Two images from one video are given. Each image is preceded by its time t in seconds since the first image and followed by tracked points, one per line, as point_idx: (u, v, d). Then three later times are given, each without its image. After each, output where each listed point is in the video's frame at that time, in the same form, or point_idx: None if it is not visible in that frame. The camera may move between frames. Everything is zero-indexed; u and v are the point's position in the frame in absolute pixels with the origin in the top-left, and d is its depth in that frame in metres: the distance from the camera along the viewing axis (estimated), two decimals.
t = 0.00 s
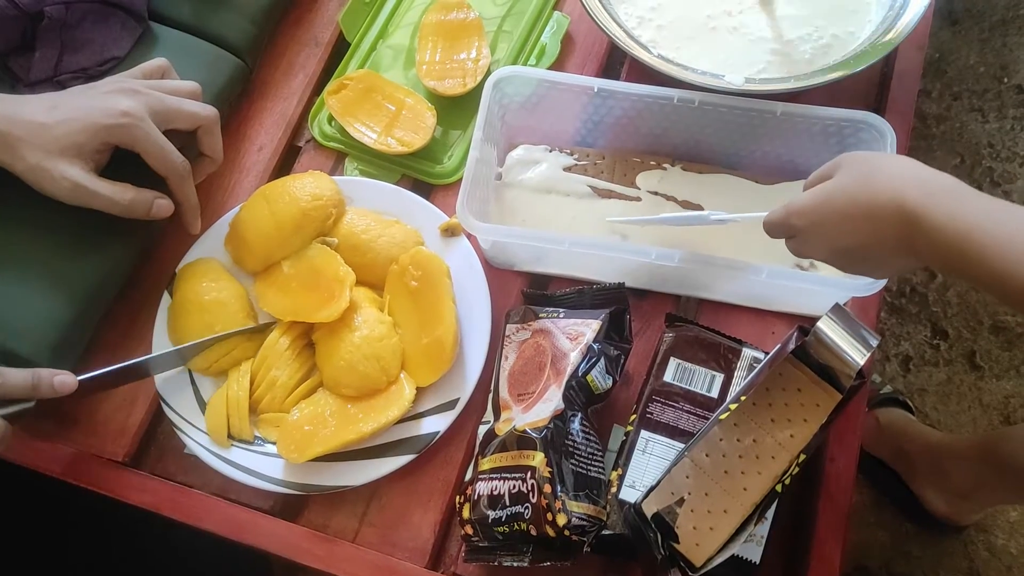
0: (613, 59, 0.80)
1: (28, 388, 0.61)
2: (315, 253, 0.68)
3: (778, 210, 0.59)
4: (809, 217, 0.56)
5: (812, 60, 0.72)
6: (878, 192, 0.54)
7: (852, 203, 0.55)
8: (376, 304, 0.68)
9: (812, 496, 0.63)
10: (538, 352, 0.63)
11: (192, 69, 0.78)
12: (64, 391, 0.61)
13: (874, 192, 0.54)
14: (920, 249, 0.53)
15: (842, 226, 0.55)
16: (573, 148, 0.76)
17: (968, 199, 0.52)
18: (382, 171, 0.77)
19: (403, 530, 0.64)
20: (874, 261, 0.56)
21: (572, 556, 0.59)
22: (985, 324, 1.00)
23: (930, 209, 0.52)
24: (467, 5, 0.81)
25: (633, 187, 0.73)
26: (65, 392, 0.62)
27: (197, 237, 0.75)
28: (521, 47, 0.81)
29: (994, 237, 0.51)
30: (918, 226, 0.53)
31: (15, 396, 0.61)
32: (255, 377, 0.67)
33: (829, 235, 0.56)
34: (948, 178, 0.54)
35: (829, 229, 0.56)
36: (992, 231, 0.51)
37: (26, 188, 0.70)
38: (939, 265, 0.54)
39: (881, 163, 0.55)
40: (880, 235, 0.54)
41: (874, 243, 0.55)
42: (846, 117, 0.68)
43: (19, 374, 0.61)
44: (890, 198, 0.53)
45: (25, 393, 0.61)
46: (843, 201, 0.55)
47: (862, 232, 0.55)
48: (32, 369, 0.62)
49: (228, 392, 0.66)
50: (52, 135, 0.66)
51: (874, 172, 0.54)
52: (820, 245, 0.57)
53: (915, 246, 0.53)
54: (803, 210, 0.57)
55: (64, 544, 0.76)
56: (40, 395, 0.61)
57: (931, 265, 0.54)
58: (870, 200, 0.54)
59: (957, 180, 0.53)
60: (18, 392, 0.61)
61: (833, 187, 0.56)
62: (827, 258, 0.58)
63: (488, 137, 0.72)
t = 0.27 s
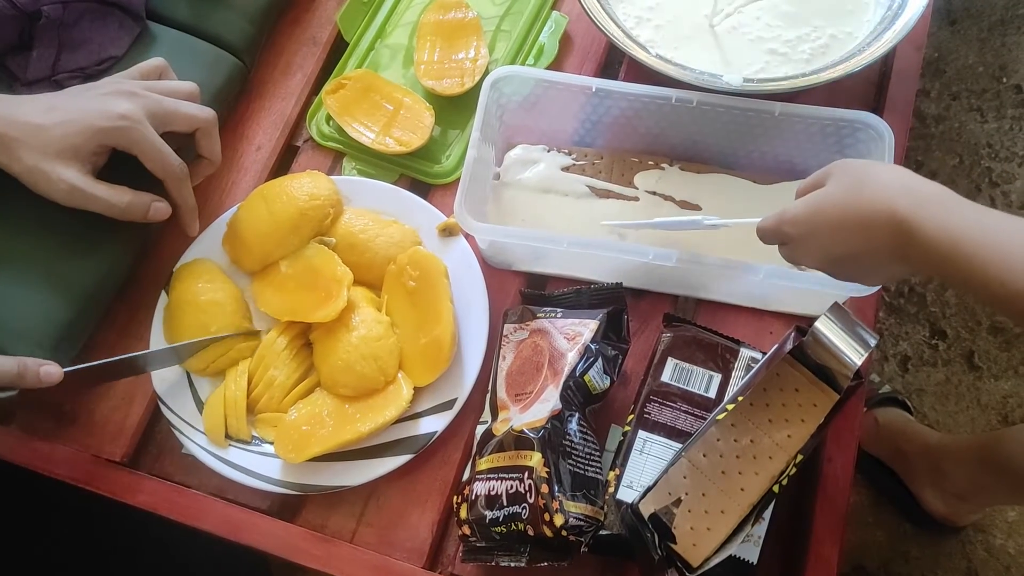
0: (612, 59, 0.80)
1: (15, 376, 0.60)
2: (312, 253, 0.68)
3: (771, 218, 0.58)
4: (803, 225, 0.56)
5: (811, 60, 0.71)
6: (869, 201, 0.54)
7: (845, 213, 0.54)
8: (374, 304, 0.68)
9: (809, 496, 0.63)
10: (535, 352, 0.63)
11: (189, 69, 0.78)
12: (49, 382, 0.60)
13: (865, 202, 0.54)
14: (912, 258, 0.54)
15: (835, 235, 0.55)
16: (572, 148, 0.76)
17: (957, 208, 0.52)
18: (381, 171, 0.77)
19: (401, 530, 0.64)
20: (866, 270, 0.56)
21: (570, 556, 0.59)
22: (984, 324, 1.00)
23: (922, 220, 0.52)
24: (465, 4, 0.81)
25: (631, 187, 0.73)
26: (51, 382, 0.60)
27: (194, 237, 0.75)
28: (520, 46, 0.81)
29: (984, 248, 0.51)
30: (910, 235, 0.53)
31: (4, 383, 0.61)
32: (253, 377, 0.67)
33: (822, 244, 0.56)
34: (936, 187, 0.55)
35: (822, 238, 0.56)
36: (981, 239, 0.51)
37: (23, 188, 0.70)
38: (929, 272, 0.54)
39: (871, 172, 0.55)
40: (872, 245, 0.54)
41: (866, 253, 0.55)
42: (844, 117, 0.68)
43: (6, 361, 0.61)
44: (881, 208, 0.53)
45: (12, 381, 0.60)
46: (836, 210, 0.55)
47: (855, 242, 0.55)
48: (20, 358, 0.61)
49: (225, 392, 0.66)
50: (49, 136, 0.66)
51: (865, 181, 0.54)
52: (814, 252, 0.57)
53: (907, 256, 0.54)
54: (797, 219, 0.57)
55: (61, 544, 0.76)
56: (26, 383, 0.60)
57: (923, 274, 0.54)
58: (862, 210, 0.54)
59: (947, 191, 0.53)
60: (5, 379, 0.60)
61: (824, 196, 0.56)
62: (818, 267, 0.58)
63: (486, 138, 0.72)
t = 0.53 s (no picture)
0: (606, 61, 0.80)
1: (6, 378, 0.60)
2: (305, 257, 0.68)
3: (770, 223, 0.57)
4: (802, 231, 0.55)
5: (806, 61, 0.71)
6: (869, 208, 0.53)
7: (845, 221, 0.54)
8: (367, 309, 0.67)
9: (805, 500, 0.63)
10: (529, 356, 0.63)
11: (181, 73, 0.78)
12: (34, 384, 0.59)
13: (864, 209, 0.53)
14: (910, 265, 0.53)
15: (833, 241, 0.55)
16: (566, 150, 0.75)
17: (954, 214, 0.52)
18: (374, 175, 0.77)
19: (395, 537, 0.64)
20: (862, 276, 0.56)
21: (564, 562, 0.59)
22: (981, 324, 1.00)
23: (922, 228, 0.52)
24: (458, 7, 0.81)
25: (625, 190, 0.73)
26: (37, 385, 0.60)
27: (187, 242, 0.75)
28: (513, 48, 0.81)
29: (985, 256, 0.51)
30: (909, 243, 0.53)
31: None
32: (245, 383, 0.66)
33: (821, 251, 0.55)
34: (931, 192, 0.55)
35: (821, 244, 0.55)
36: (981, 247, 0.52)
37: (14, 194, 0.69)
38: (926, 278, 0.54)
39: (870, 177, 0.54)
40: (871, 251, 0.54)
41: (865, 259, 0.55)
42: (838, 119, 0.67)
43: None
44: (880, 216, 0.53)
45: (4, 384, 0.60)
46: (836, 216, 0.54)
47: (853, 249, 0.54)
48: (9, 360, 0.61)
49: (217, 398, 0.65)
50: (39, 141, 0.66)
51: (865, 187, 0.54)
52: (811, 258, 0.56)
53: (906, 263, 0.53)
54: (796, 224, 0.56)
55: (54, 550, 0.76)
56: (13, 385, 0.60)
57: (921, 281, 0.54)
58: (861, 217, 0.53)
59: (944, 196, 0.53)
60: None
61: (823, 201, 0.55)
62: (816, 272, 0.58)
63: (479, 142, 0.71)
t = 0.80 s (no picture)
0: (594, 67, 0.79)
1: None
2: (292, 268, 0.67)
3: (771, 237, 0.57)
4: (802, 248, 0.55)
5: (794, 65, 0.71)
6: (869, 227, 0.53)
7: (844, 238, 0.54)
8: (355, 319, 0.66)
9: (799, 508, 0.62)
10: (518, 366, 0.62)
11: (166, 82, 0.77)
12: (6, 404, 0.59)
13: (863, 227, 0.53)
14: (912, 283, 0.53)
15: (833, 259, 0.54)
16: (554, 157, 0.75)
17: (959, 234, 0.51)
18: (362, 184, 0.76)
19: (385, 550, 0.63)
20: (864, 292, 0.56)
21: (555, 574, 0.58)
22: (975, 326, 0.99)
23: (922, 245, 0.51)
24: (446, 13, 0.81)
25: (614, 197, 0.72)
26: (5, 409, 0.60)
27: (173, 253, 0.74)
28: (501, 54, 0.80)
29: (988, 276, 0.50)
30: (910, 262, 0.52)
31: None
32: (232, 396, 0.65)
33: (820, 267, 0.55)
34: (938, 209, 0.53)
35: (821, 261, 0.55)
36: (985, 269, 0.50)
37: None
38: (928, 298, 0.53)
39: (871, 194, 0.54)
40: (872, 269, 0.54)
41: (866, 277, 0.54)
42: (828, 124, 0.67)
43: None
44: (880, 234, 0.52)
45: None
46: (835, 233, 0.54)
47: (853, 266, 0.54)
48: None
49: (203, 411, 0.65)
50: (21, 152, 0.65)
51: (865, 205, 0.53)
52: (812, 274, 0.56)
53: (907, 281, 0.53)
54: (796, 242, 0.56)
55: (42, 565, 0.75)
56: None
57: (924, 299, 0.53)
58: (860, 234, 0.53)
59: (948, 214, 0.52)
60: None
61: (823, 218, 0.55)
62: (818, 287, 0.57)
63: (467, 150, 0.71)
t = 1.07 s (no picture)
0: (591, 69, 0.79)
1: None
2: (291, 272, 0.67)
3: (772, 240, 0.57)
4: (802, 253, 0.55)
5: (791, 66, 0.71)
6: (870, 233, 0.53)
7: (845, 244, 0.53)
8: (354, 323, 0.66)
9: (798, 510, 0.62)
10: (517, 369, 0.62)
11: (164, 87, 0.77)
12: None
13: (864, 232, 0.53)
14: (913, 289, 0.53)
15: (834, 265, 0.54)
16: (552, 160, 0.75)
17: (961, 240, 0.51)
18: (360, 187, 0.76)
19: (385, 553, 0.63)
20: (865, 296, 0.56)
21: None
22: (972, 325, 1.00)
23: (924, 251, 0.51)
24: (443, 17, 0.81)
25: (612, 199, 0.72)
26: None
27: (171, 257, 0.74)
28: (498, 57, 0.81)
29: (991, 282, 0.50)
30: (912, 268, 0.52)
31: None
32: (231, 400, 0.65)
33: (821, 271, 0.55)
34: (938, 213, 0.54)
35: (822, 267, 0.55)
36: (986, 276, 0.50)
37: None
38: (929, 303, 0.53)
39: (873, 200, 0.54)
40: (874, 274, 0.54)
41: (868, 282, 0.54)
42: (825, 125, 0.67)
43: None
44: (882, 239, 0.52)
45: None
46: (837, 239, 0.54)
47: (854, 270, 0.54)
48: None
49: (203, 416, 0.65)
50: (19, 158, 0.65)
51: (866, 210, 0.53)
52: (813, 278, 0.56)
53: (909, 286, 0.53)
54: (796, 247, 0.55)
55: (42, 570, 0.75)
56: None
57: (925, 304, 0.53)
58: (862, 239, 0.53)
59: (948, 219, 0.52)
60: None
61: (825, 223, 0.55)
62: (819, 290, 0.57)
63: (465, 153, 0.71)
